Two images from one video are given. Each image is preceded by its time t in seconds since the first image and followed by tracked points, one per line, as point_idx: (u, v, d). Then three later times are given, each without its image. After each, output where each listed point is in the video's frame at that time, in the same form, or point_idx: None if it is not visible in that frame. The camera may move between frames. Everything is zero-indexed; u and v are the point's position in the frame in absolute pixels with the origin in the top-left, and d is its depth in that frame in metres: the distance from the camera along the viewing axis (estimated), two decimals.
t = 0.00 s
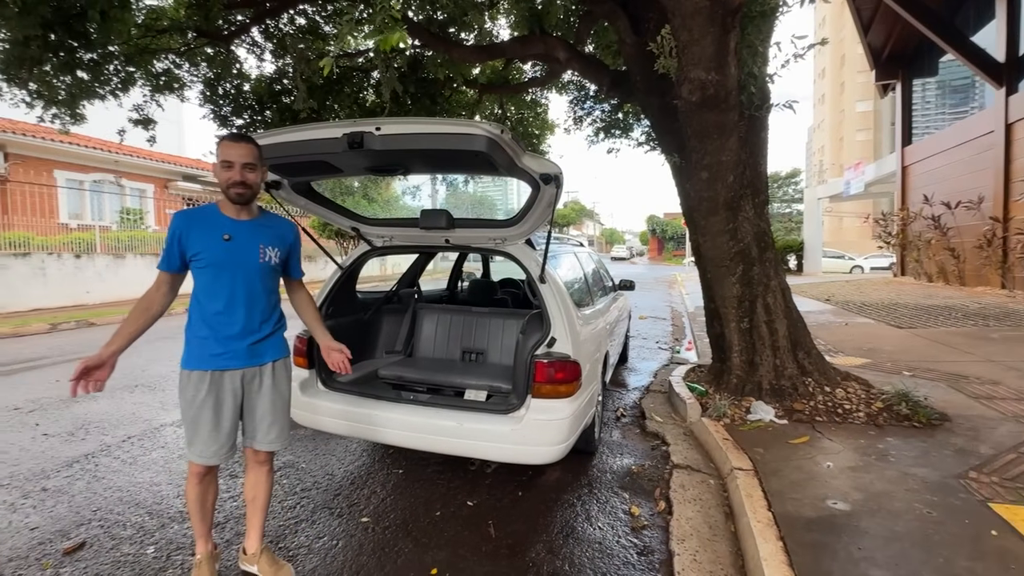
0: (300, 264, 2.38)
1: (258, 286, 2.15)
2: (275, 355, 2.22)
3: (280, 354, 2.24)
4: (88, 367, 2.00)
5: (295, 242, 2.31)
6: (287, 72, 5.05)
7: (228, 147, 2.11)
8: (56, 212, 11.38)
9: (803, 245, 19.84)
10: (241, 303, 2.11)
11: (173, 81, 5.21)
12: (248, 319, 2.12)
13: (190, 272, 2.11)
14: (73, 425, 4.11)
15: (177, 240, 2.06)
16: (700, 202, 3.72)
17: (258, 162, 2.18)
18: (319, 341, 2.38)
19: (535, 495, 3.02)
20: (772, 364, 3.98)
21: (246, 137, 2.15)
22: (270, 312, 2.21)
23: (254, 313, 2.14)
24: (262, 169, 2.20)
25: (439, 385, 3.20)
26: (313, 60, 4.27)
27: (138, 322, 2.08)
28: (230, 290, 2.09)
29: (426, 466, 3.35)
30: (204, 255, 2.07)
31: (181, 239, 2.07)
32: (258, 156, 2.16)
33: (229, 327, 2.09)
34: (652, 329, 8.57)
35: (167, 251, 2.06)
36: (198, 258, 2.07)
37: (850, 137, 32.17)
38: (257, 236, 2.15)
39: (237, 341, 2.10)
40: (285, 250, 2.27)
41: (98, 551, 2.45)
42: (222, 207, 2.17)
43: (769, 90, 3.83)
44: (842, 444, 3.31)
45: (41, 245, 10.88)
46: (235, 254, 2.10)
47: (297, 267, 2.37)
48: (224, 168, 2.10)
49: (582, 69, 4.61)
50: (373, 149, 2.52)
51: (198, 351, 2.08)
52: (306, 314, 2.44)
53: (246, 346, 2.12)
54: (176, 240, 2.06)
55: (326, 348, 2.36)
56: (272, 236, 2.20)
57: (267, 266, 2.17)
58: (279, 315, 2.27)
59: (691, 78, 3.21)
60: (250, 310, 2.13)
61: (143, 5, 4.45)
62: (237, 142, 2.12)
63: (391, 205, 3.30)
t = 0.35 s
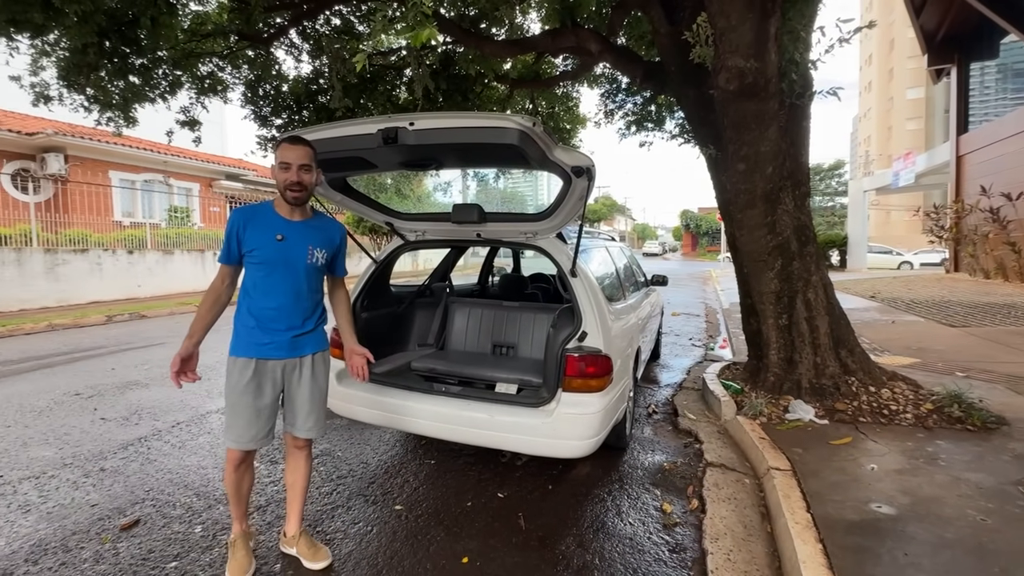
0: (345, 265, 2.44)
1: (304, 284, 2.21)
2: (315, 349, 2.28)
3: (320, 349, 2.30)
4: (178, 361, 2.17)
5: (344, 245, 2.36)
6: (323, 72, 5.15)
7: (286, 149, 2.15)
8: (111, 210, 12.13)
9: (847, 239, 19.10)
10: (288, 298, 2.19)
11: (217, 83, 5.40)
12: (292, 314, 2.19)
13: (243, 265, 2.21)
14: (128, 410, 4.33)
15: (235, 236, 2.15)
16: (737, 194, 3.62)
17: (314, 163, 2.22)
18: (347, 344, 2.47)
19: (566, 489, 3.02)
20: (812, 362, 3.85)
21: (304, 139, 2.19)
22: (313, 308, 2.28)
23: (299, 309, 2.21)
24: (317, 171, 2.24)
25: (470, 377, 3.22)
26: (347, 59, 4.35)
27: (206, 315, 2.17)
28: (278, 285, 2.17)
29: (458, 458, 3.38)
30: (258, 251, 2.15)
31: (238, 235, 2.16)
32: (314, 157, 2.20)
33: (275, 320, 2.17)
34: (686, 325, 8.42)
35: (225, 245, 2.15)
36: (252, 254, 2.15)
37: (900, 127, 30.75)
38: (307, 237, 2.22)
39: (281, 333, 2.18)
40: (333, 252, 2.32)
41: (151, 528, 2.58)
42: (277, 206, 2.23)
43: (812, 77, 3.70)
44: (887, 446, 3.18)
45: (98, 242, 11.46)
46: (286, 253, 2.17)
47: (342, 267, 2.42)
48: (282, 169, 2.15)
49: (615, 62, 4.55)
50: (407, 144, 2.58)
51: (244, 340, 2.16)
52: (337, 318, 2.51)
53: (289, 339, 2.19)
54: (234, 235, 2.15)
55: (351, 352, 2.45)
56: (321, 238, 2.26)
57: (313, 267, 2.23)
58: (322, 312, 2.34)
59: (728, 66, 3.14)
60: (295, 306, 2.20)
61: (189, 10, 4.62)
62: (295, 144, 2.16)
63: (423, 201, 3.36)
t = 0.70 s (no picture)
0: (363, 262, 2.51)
1: (327, 280, 2.28)
2: (337, 343, 2.35)
3: (341, 342, 2.37)
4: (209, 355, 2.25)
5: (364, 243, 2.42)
6: (352, 71, 5.25)
7: (314, 149, 2.21)
8: (153, 208, 12.81)
9: (887, 235, 18.42)
10: (312, 294, 2.25)
11: (251, 85, 5.56)
12: (316, 308, 2.25)
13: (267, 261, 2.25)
14: (169, 399, 4.52)
15: (260, 232, 2.19)
16: (766, 188, 3.54)
17: (340, 164, 2.28)
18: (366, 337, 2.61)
19: (588, 485, 3.02)
20: (845, 362, 3.74)
21: (331, 141, 2.26)
22: (334, 303, 2.34)
23: (322, 304, 2.28)
24: (342, 171, 2.31)
25: (493, 372, 3.25)
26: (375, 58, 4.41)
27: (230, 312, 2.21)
28: (303, 281, 2.23)
29: (481, 451, 3.42)
30: (284, 248, 2.20)
31: (264, 231, 2.20)
32: (340, 158, 2.27)
33: (300, 314, 2.23)
34: (714, 323, 8.27)
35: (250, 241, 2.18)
36: (278, 250, 2.20)
37: (946, 118, 29.41)
38: (331, 236, 2.28)
39: (305, 327, 2.24)
40: (354, 250, 2.39)
41: (191, 512, 2.70)
42: (303, 205, 2.29)
43: (847, 67, 3.59)
44: (923, 449, 3.08)
45: (141, 239, 11.95)
46: (311, 251, 2.23)
47: (361, 265, 2.49)
48: (309, 168, 2.21)
49: (641, 55, 4.50)
50: (432, 143, 2.62)
51: (268, 333, 2.21)
52: (359, 312, 2.58)
53: (312, 332, 2.25)
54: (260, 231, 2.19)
55: (371, 343, 2.61)
56: (345, 237, 2.32)
57: (336, 265, 2.30)
58: (342, 307, 2.41)
59: (757, 57, 3.07)
60: (318, 301, 2.26)
61: (225, 14, 4.76)
62: (323, 145, 2.22)
63: (448, 198, 3.40)
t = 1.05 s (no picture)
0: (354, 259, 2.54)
1: (326, 278, 2.30)
2: (338, 341, 2.37)
3: (343, 339, 2.39)
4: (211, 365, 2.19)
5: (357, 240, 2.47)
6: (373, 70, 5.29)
7: (306, 145, 2.23)
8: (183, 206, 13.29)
9: (920, 230, 17.85)
10: (311, 294, 2.26)
11: (276, 85, 5.67)
12: (317, 307, 2.26)
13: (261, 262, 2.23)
14: (200, 392, 4.65)
15: (254, 233, 2.17)
16: (792, 184, 3.45)
17: (331, 160, 2.30)
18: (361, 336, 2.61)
19: (607, 483, 3.00)
20: (874, 362, 3.64)
21: (323, 136, 2.27)
22: (334, 301, 2.37)
23: (323, 302, 2.30)
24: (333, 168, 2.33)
25: (512, 368, 3.25)
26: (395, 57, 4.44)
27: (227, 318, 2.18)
28: (302, 281, 2.24)
29: (500, 448, 3.43)
30: (280, 248, 2.20)
31: (259, 232, 2.18)
32: (332, 154, 2.28)
33: (301, 314, 2.24)
34: (738, 321, 8.14)
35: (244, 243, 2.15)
36: (275, 251, 2.20)
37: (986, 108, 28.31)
38: (326, 233, 2.30)
39: (307, 326, 2.25)
40: (349, 247, 2.43)
41: (219, 501, 2.78)
42: (293, 202, 2.29)
43: (878, 58, 3.47)
44: (957, 453, 2.98)
45: (173, 237, 12.29)
46: (309, 250, 2.25)
47: (354, 262, 2.53)
48: (300, 164, 2.22)
49: (663, 49, 4.43)
50: (451, 141, 2.62)
51: (269, 336, 2.20)
52: (358, 323, 2.59)
53: (315, 332, 2.27)
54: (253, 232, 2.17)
55: (368, 341, 2.61)
56: (339, 234, 2.36)
57: (334, 262, 2.34)
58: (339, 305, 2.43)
59: (783, 49, 3.00)
60: (319, 300, 2.28)
61: (251, 16, 4.85)
62: (314, 141, 2.23)
63: (468, 195, 3.41)
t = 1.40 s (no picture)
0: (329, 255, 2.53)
1: (305, 280, 2.29)
2: (322, 341, 2.37)
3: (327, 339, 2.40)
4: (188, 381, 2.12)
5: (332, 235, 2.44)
6: (387, 69, 5.31)
7: (282, 139, 2.20)
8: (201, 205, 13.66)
9: (943, 227, 17.48)
10: (292, 297, 2.25)
11: (291, 84, 5.72)
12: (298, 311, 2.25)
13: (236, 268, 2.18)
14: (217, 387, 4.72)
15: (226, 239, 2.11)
16: (809, 180, 3.40)
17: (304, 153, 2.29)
18: (342, 333, 2.60)
19: (619, 482, 2.99)
20: (894, 362, 3.57)
21: (295, 129, 2.25)
22: (314, 302, 2.36)
23: (303, 305, 2.29)
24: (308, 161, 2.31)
25: (524, 367, 3.25)
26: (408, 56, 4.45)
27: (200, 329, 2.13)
28: (280, 284, 2.21)
29: (513, 446, 3.43)
30: (257, 252, 2.15)
31: (230, 236, 2.12)
32: (305, 146, 2.28)
33: (282, 319, 2.22)
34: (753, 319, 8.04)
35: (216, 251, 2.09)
36: (250, 256, 2.16)
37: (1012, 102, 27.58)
38: (303, 233, 2.28)
39: (290, 330, 2.24)
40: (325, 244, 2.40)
41: (237, 495, 2.82)
42: (264, 200, 2.23)
43: (900, 52, 3.39)
44: (979, 457, 2.91)
45: (191, 235, 12.48)
46: (286, 252, 2.21)
47: (331, 258, 2.52)
48: (282, 159, 2.19)
49: (677, 45, 4.38)
50: (463, 140, 2.62)
51: (252, 343, 2.18)
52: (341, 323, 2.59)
53: (299, 335, 2.26)
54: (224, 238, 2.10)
55: (347, 338, 2.58)
56: (315, 231, 2.33)
57: (312, 261, 2.32)
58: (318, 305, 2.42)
59: (801, 44, 2.94)
60: (300, 303, 2.27)
61: (266, 16, 4.90)
62: (289, 134, 2.22)
63: (480, 194, 3.42)
